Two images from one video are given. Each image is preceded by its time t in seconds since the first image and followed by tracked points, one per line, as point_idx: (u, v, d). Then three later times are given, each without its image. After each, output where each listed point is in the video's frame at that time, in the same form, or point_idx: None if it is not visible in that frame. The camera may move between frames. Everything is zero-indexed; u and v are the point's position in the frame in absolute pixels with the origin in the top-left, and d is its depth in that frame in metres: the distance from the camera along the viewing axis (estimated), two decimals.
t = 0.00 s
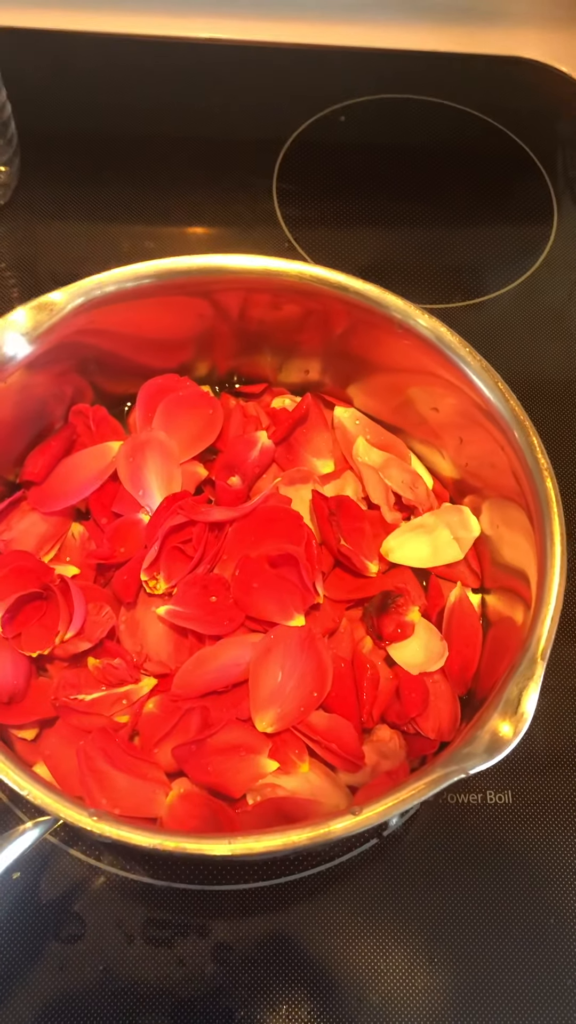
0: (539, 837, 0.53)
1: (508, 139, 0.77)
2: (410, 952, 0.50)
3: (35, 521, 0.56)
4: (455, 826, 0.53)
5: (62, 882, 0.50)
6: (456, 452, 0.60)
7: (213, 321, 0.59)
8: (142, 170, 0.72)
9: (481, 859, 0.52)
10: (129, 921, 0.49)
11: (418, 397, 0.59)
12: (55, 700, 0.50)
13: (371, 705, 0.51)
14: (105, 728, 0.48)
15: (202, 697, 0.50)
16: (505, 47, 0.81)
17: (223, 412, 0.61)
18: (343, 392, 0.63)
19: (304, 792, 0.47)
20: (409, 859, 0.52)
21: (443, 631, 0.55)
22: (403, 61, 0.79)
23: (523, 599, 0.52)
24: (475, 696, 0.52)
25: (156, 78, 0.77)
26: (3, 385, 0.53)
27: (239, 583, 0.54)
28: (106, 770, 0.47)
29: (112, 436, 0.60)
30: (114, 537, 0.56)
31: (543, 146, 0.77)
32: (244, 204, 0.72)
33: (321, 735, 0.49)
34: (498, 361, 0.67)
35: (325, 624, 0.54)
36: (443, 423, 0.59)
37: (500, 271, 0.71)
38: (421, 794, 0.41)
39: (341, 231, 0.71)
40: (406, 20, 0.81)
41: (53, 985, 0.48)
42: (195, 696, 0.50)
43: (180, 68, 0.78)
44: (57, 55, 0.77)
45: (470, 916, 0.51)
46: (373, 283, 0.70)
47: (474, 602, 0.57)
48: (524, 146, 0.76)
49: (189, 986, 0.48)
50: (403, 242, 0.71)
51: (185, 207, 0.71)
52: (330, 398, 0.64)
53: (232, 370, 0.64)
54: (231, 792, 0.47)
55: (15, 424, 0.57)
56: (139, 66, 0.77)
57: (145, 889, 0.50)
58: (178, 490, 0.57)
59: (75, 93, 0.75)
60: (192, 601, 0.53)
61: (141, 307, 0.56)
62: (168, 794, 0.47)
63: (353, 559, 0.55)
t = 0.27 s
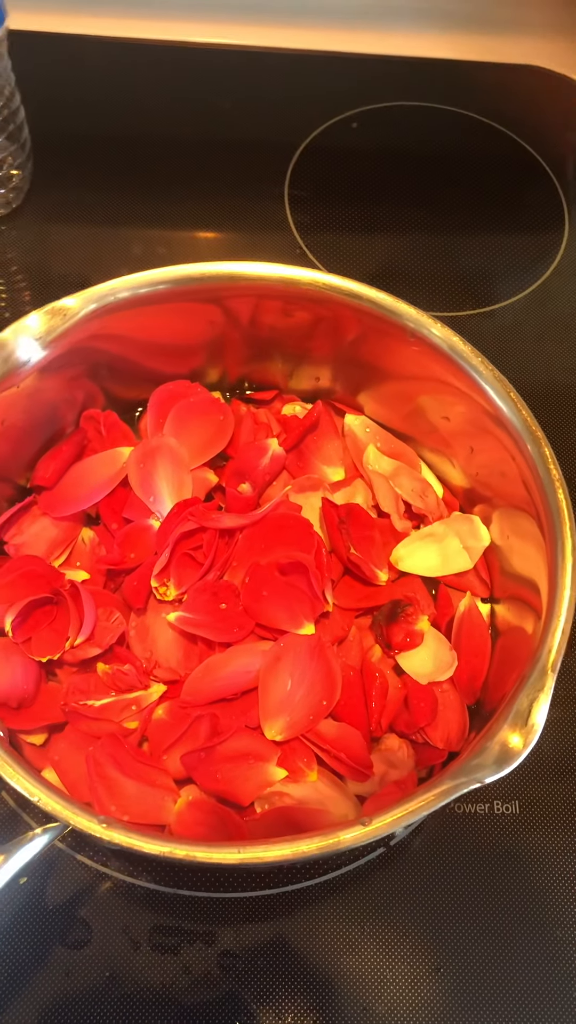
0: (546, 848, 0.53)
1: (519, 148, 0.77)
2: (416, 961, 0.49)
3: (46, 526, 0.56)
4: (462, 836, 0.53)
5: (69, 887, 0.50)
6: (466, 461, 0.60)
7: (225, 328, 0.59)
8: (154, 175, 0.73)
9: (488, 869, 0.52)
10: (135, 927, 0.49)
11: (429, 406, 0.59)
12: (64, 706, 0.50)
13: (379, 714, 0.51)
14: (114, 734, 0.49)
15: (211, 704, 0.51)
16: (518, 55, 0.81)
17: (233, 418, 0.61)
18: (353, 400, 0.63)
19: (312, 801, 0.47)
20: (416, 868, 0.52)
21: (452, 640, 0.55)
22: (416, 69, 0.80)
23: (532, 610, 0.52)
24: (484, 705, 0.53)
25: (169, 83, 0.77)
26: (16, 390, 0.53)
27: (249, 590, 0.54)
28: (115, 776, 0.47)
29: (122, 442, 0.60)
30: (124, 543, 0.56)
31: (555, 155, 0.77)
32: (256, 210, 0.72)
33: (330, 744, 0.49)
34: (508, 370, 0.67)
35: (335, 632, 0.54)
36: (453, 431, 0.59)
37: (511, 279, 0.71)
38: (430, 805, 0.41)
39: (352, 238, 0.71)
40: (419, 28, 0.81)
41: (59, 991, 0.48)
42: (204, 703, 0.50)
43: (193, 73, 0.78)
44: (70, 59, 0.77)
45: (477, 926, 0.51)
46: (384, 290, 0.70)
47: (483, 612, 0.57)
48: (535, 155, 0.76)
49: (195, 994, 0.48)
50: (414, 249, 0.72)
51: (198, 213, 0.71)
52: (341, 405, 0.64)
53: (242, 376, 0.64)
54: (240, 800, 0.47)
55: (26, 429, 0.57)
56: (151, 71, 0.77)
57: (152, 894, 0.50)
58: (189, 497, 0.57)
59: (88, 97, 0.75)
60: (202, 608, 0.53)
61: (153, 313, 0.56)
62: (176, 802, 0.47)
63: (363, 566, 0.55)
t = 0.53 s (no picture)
0: (546, 856, 0.53)
1: (525, 160, 0.77)
2: (415, 967, 0.50)
3: (53, 532, 0.57)
4: (462, 843, 0.53)
5: (73, 889, 0.51)
6: (470, 471, 0.60)
7: (232, 338, 0.60)
8: (163, 184, 0.73)
9: (488, 876, 0.53)
10: (138, 930, 0.50)
11: (433, 417, 0.60)
12: (70, 711, 0.51)
13: (382, 722, 0.52)
14: (119, 740, 0.49)
15: (215, 710, 0.51)
16: (525, 67, 0.82)
17: (240, 427, 0.62)
18: (358, 409, 0.64)
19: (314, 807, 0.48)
20: (417, 875, 0.52)
21: (454, 649, 0.55)
22: (423, 80, 0.80)
23: (534, 620, 0.52)
24: (485, 714, 0.53)
25: (178, 92, 0.78)
26: (25, 398, 0.54)
27: (254, 598, 0.54)
28: (120, 781, 0.47)
29: (130, 449, 0.61)
30: (130, 550, 0.57)
31: (561, 167, 0.77)
32: (263, 220, 0.72)
33: (333, 751, 0.50)
34: (512, 381, 0.68)
35: (338, 640, 0.55)
36: (457, 442, 0.60)
37: (516, 291, 0.72)
38: (431, 813, 0.41)
39: (359, 249, 0.72)
40: (427, 39, 0.81)
41: (63, 991, 0.48)
42: (209, 709, 0.51)
43: (202, 82, 0.78)
44: (80, 67, 0.78)
45: (476, 932, 0.51)
46: (390, 300, 0.71)
47: (485, 621, 0.57)
48: (541, 167, 0.77)
49: (196, 996, 0.48)
50: (421, 260, 0.72)
51: (205, 222, 0.72)
52: (346, 415, 0.64)
53: (249, 385, 0.64)
54: (243, 806, 0.48)
55: (35, 436, 0.58)
56: (161, 80, 0.78)
57: (155, 898, 0.51)
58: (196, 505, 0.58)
59: (98, 105, 0.76)
60: (207, 615, 0.54)
61: (161, 323, 0.56)
62: (180, 807, 0.47)
63: (367, 576, 0.56)
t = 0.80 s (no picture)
0: (551, 855, 0.53)
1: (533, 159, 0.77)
2: (420, 966, 0.50)
3: (59, 530, 0.57)
4: (468, 842, 0.53)
5: (78, 887, 0.51)
6: (475, 470, 0.60)
7: (238, 337, 0.60)
8: (169, 184, 0.74)
9: (493, 875, 0.53)
10: (143, 927, 0.50)
11: (439, 415, 0.60)
12: (75, 708, 0.51)
13: (387, 719, 0.52)
14: (125, 736, 0.49)
15: (220, 707, 0.51)
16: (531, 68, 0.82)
17: (245, 426, 0.62)
18: (364, 408, 0.64)
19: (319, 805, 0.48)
20: (421, 874, 0.52)
21: (459, 648, 0.56)
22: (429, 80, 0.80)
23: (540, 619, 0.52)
24: (491, 713, 0.53)
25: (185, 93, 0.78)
26: (31, 397, 0.54)
27: (260, 596, 0.54)
28: (125, 778, 0.47)
29: (135, 448, 0.61)
30: (136, 548, 0.57)
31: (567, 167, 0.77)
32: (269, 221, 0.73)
33: (338, 749, 0.50)
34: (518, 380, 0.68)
35: (343, 638, 0.55)
36: (463, 441, 0.60)
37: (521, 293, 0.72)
38: (436, 811, 0.41)
39: (365, 251, 0.72)
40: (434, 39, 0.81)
41: (67, 988, 0.48)
42: (214, 707, 0.51)
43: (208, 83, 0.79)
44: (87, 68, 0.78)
45: (481, 931, 0.51)
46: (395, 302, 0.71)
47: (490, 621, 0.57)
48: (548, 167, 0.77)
49: (200, 994, 0.48)
50: (426, 261, 0.72)
51: (211, 223, 0.73)
52: (352, 413, 0.64)
53: (255, 383, 0.64)
54: (248, 803, 0.48)
55: (42, 434, 0.58)
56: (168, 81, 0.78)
57: (159, 896, 0.51)
58: (201, 504, 0.58)
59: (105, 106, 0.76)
60: (213, 613, 0.54)
61: (167, 321, 0.56)
62: (185, 804, 0.47)
63: (371, 574, 0.56)
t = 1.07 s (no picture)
0: (555, 845, 0.54)
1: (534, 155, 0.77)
2: (426, 956, 0.50)
3: (64, 524, 0.58)
4: (472, 833, 0.54)
5: (85, 878, 0.51)
6: (479, 463, 0.61)
7: (241, 331, 0.60)
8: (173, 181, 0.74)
9: (498, 865, 0.53)
10: (150, 919, 0.50)
11: (442, 409, 0.60)
12: (82, 700, 0.51)
13: (392, 710, 0.52)
14: (131, 728, 0.50)
15: (225, 699, 0.51)
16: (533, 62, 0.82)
17: (248, 421, 0.62)
18: (367, 402, 0.64)
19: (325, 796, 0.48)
20: (426, 865, 0.53)
21: (463, 639, 0.56)
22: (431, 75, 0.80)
23: (543, 609, 0.52)
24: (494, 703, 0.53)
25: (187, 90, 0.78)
26: (36, 391, 0.54)
27: (264, 589, 0.54)
28: (131, 770, 0.48)
29: (140, 442, 0.61)
30: (141, 542, 0.57)
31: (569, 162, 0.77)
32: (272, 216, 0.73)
33: (342, 740, 0.50)
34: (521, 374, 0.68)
35: (348, 630, 0.55)
36: (466, 434, 0.60)
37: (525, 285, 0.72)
38: (441, 798, 0.41)
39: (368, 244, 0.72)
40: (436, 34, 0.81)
41: (74, 979, 0.49)
42: (220, 699, 0.51)
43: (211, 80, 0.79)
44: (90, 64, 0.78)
45: (487, 921, 0.51)
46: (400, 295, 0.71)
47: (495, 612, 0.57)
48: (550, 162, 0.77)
49: (207, 986, 0.48)
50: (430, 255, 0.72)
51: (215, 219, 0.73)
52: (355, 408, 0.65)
53: (258, 378, 0.65)
54: (254, 794, 0.48)
55: (47, 429, 0.58)
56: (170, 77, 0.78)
57: (166, 888, 0.51)
58: (206, 497, 0.59)
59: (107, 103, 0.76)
60: (218, 605, 0.54)
61: (171, 316, 0.57)
62: (192, 795, 0.48)
63: (374, 566, 0.56)
